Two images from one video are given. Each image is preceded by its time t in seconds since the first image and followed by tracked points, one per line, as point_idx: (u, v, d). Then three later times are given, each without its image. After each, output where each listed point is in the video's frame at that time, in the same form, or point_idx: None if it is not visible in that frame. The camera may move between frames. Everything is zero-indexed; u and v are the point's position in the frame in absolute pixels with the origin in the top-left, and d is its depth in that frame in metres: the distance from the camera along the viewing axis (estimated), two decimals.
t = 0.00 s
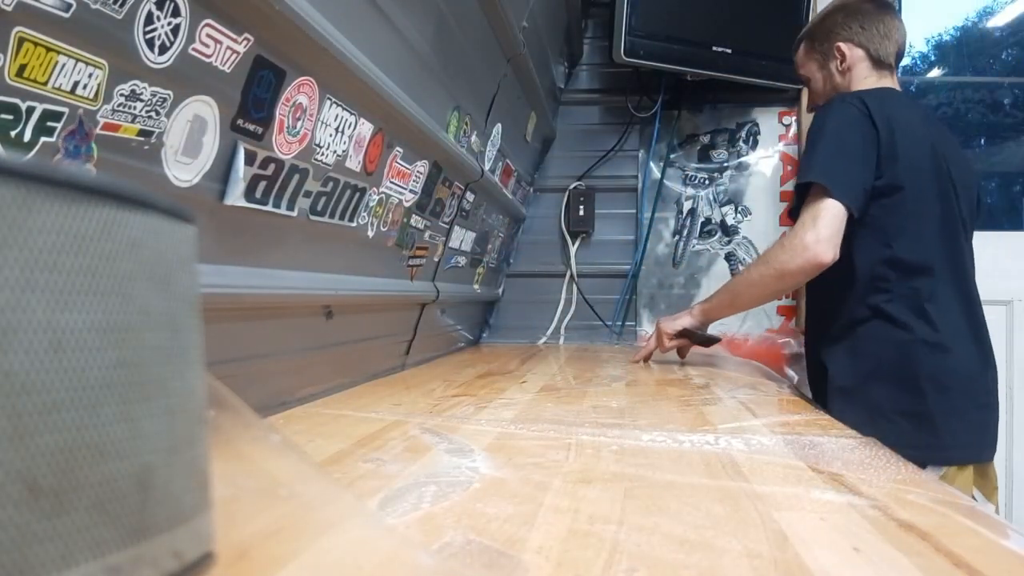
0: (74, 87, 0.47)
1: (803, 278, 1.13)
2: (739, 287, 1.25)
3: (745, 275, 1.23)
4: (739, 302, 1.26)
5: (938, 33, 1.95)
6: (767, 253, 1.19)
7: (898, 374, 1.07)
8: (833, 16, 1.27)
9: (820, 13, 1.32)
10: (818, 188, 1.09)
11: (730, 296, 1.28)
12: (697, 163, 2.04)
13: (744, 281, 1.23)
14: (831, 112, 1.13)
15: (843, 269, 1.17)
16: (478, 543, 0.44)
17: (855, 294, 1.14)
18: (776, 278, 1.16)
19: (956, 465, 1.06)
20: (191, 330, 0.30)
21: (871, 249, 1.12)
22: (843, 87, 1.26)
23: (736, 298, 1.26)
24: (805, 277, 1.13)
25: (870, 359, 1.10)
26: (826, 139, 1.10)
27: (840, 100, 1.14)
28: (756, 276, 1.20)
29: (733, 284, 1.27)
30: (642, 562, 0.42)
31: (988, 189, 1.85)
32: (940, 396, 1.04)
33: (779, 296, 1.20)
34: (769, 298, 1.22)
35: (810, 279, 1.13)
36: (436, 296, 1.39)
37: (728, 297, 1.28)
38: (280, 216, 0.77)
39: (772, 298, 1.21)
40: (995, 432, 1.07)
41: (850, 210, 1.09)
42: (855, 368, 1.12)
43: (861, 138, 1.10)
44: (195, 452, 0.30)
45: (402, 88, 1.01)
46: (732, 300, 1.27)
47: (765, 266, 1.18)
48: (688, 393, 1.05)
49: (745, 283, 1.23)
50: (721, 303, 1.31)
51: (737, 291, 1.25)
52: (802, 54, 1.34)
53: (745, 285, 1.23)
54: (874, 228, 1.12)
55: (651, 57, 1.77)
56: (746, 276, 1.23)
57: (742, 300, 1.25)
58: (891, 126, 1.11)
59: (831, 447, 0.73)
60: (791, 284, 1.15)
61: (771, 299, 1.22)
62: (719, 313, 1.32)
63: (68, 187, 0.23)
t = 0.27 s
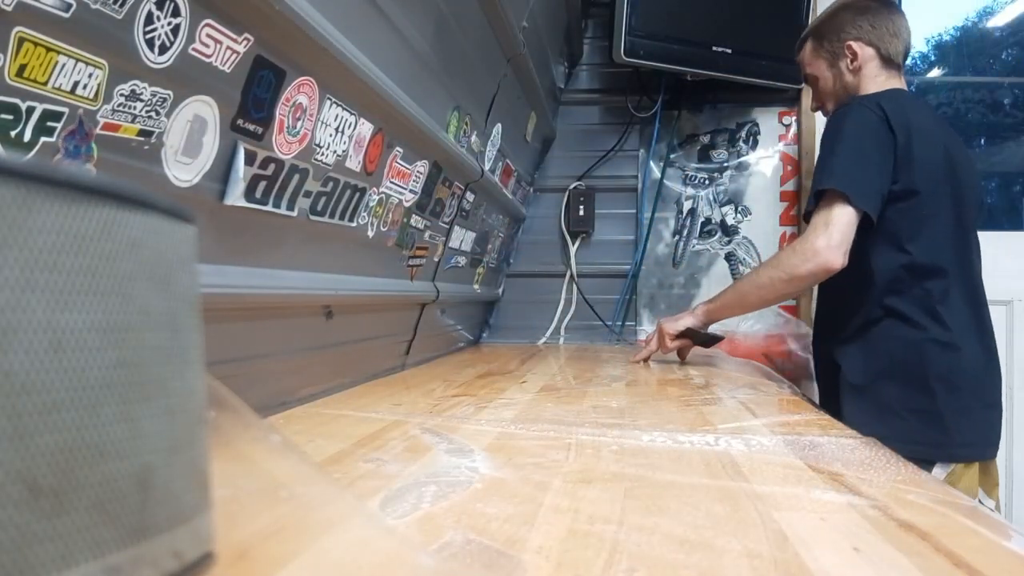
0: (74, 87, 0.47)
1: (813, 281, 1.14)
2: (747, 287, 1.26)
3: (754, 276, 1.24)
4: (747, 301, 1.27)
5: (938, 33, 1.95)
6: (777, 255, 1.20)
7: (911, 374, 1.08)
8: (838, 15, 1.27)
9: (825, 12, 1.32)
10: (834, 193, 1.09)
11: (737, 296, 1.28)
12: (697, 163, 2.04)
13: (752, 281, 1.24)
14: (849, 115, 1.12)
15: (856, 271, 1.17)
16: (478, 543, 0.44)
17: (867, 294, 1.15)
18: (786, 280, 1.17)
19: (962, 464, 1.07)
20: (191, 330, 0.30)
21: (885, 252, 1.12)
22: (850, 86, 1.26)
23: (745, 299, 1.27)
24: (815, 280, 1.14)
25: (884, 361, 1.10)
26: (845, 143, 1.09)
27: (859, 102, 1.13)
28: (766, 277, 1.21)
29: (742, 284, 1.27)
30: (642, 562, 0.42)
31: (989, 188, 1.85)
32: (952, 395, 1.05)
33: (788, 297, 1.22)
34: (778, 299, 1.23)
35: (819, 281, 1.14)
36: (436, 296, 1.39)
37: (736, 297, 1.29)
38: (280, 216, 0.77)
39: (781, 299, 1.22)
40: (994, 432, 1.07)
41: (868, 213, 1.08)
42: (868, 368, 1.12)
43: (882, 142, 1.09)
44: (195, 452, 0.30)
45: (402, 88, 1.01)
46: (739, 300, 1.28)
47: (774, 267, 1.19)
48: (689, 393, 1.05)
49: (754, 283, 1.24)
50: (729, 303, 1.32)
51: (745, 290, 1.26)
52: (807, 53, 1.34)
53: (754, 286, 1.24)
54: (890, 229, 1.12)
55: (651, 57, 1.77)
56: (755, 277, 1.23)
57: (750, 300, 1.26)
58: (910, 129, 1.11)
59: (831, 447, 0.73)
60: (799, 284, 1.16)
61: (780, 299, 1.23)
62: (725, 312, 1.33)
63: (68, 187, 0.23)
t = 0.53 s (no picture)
0: (74, 87, 0.47)
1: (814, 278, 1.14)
2: (747, 284, 1.26)
3: (755, 272, 1.24)
4: (746, 298, 1.27)
5: (939, 33, 1.95)
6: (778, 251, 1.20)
7: (922, 373, 1.08)
8: (852, 15, 1.26)
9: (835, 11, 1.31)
10: (844, 192, 1.09)
11: (736, 292, 1.28)
12: (697, 163, 2.04)
13: (753, 278, 1.24)
14: (861, 117, 1.12)
15: (866, 270, 1.17)
16: (478, 543, 0.44)
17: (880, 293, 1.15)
18: (787, 276, 1.17)
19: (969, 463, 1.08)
20: (191, 330, 0.30)
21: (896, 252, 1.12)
22: (863, 85, 1.26)
23: (745, 295, 1.27)
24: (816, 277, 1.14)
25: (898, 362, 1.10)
26: (858, 144, 1.09)
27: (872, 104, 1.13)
28: (766, 274, 1.21)
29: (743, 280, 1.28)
30: (642, 562, 0.42)
31: (989, 188, 1.85)
32: (961, 394, 1.06)
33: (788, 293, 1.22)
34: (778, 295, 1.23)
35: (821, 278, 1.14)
36: (436, 296, 1.39)
37: (736, 293, 1.29)
38: (280, 216, 0.77)
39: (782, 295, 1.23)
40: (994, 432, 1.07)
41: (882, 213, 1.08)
42: (879, 367, 1.12)
43: (896, 143, 1.09)
44: (195, 452, 0.30)
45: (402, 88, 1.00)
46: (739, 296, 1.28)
47: (775, 264, 1.19)
48: (689, 393, 1.05)
49: (754, 279, 1.24)
50: (728, 299, 1.32)
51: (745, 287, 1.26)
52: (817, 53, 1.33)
53: (754, 282, 1.24)
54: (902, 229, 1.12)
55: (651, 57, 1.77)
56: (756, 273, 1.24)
57: (750, 297, 1.26)
58: (922, 131, 1.11)
59: (831, 447, 0.73)
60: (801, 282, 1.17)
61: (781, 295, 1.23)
62: (724, 309, 1.33)
63: (68, 187, 0.23)
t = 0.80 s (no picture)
0: (74, 87, 0.47)
1: (813, 276, 1.14)
2: (746, 283, 1.26)
3: (753, 270, 1.25)
4: (745, 296, 1.27)
5: (939, 33, 1.95)
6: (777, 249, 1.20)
7: (922, 373, 1.09)
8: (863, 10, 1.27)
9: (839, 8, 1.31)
10: (846, 192, 1.09)
11: (735, 291, 1.29)
12: (697, 163, 2.04)
13: (752, 276, 1.24)
14: (867, 116, 1.12)
15: (868, 271, 1.17)
16: (478, 543, 0.44)
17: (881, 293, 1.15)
18: (786, 274, 1.18)
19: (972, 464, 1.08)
20: (191, 330, 0.30)
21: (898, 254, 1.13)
22: (880, 79, 1.26)
23: (744, 293, 1.27)
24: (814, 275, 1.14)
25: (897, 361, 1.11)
26: (863, 143, 1.09)
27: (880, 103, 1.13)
28: (765, 271, 1.21)
29: (742, 279, 1.28)
30: (643, 563, 0.42)
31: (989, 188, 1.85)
32: (963, 394, 1.06)
33: (787, 291, 1.22)
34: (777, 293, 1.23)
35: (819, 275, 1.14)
36: (436, 296, 1.39)
37: (735, 292, 1.29)
38: (281, 216, 0.77)
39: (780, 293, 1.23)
40: (993, 432, 1.07)
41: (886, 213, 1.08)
42: (881, 366, 1.12)
43: (901, 143, 1.09)
44: (195, 452, 0.30)
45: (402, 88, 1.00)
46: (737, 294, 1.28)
47: (775, 262, 1.19)
48: (689, 393, 1.05)
49: (753, 278, 1.24)
50: (728, 297, 1.32)
51: (744, 285, 1.27)
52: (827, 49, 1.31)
53: (753, 281, 1.24)
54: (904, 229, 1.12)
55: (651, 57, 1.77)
56: (755, 271, 1.24)
57: (749, 295, 1.26)
58: (929, 131, 1.10)
59: (830, 447, 0.73)
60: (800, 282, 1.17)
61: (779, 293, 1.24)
62: (723, 308, 1.33)
63: (69, 187, 0.23)
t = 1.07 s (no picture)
0: (74, 87, 0.47)
1: (819, 280, 1.14)
2: (752, 285, 1.26)
3: (758, 273, 1.24)
4: (749, 299, 1.27)
5: (939, 33, 1.94)
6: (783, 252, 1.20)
7: (932, 373, 1.09)
8: (873, 3, 1.28)
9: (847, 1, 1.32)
10: (870, 199, 1.07)
11: (739, 293, 1.29)
12: (697, 163, 2.04)
13: (758, 279, 1.24)
14: (880, 118, 1.12)
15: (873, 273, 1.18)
16: (478, 543, 0.44)
17: (891, 294, 1.15)
18: (791, 278, 1.17)
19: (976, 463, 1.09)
20: (192, 330, 0.30)
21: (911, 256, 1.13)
22: (893, 71, 1.27)
23: (747, 296, 1.27)
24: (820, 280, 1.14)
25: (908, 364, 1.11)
26: (892, 146, 1.07)
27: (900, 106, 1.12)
28: (770, 274, 1.21)
29: (746, 282, 1.27)
30: (642, 563, 0.42)
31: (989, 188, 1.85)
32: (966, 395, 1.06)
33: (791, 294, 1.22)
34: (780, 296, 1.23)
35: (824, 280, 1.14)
36: (436, 296, 1.39)
37: (739, 294, 1.29)
38: (280, 216, 0.77)
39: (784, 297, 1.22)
40: (993, 432, 1.07)
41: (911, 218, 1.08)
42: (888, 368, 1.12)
43: (929, 146, 1.09)
44: (195, 452, 0.30)
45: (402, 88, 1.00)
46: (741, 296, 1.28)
47: (781, 265, 1.19)
48: (689, 393, 1.05)
49: (758, 281, 1.24)
50: (731, 299, 1.32)
51: (749, 287, 1.26)
52: (839, 40, 1.30)
53: (758, 283, 1.24)
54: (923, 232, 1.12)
55: (651, 57, 1.77)
56: (760, 274, 1.24)
57: (753, 297, 1.26)
58: (948, 136, 1.11)
59: (830, 447, 0.73)
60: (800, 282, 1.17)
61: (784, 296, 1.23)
62: (726, 309, 1.33)
63: (69, 187, 0.23)
